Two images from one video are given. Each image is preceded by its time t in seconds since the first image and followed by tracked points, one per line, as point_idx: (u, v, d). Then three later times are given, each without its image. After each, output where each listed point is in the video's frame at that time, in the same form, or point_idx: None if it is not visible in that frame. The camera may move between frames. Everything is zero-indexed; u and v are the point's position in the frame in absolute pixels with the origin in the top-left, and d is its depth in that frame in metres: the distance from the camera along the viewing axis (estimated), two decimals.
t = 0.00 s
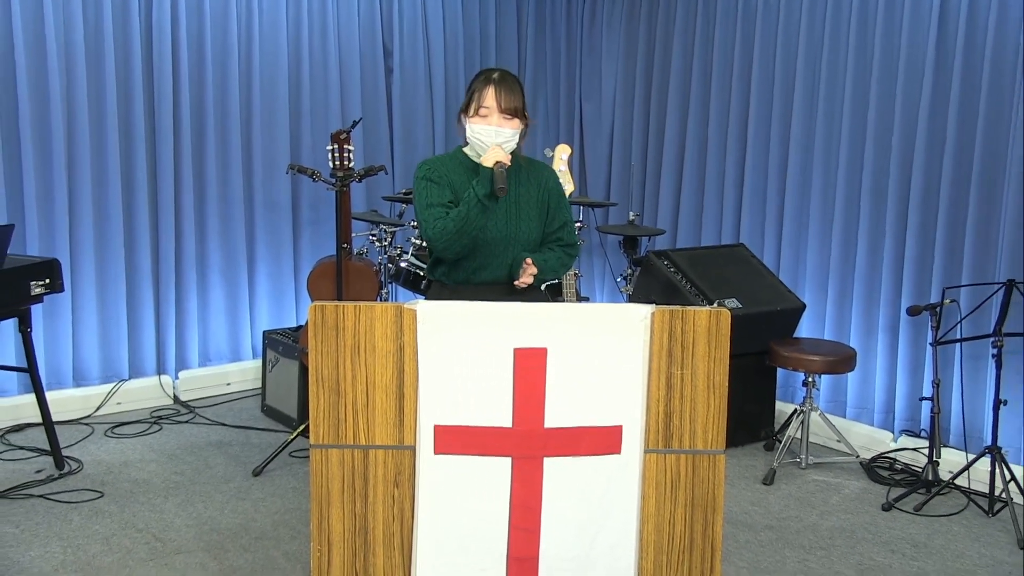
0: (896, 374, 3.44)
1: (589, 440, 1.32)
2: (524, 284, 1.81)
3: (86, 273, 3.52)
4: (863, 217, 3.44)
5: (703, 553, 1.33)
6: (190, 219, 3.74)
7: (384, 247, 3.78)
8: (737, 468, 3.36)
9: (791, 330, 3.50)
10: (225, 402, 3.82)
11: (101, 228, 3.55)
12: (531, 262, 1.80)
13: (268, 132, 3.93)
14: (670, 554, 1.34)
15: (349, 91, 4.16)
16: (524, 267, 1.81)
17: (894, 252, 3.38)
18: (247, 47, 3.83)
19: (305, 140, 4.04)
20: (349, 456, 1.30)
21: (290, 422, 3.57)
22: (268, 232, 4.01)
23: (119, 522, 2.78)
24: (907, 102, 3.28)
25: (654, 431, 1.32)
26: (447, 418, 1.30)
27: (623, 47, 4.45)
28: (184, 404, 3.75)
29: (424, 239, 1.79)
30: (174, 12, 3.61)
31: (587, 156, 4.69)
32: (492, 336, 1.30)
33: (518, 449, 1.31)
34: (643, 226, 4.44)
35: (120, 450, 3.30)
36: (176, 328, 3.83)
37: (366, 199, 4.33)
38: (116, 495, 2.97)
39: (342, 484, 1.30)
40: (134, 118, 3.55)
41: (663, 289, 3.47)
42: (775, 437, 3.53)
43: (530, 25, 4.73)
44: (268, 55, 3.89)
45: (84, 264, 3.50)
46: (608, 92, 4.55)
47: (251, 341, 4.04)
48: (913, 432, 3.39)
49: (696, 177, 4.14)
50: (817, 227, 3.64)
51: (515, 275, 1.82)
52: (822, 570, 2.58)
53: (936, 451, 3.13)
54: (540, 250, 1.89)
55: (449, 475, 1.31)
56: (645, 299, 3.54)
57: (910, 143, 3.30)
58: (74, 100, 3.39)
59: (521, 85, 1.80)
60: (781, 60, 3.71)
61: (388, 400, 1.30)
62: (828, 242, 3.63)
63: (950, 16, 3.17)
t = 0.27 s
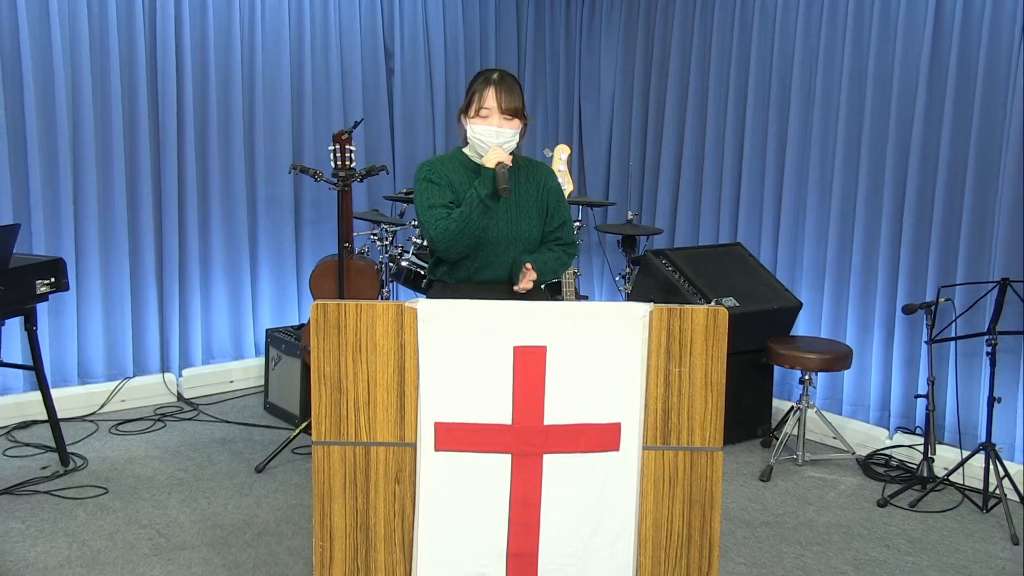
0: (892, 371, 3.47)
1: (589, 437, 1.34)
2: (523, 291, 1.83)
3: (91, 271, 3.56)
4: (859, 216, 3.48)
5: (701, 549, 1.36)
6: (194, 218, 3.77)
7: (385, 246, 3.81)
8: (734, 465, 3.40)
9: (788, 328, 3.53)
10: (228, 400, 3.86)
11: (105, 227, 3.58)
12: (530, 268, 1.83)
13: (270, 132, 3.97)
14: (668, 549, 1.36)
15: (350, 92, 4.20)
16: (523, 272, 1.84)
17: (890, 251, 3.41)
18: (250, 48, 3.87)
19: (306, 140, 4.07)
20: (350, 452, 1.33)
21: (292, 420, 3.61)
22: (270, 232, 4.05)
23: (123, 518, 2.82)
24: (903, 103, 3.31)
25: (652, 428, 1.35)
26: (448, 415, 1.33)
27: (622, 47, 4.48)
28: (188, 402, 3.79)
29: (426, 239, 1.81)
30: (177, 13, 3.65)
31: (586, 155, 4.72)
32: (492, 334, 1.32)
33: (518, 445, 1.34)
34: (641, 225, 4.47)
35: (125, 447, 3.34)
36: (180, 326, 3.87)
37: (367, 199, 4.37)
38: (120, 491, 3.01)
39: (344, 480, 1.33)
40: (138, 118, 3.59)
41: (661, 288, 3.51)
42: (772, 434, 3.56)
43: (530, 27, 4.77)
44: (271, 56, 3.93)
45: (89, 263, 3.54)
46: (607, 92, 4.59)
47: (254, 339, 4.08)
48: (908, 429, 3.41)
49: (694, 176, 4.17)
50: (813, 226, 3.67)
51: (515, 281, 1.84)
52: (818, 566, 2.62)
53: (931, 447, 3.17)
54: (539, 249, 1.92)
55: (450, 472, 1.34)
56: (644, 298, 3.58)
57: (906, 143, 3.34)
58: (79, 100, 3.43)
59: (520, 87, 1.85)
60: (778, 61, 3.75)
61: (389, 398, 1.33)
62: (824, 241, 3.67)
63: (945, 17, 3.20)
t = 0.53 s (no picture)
0: (888, 369, 3.52)
1: (587, 434, 1.37)
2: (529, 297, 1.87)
3: (96, 271, 3.59)
4: (855, 216, 3.52)
5: (699, 545, 1.38)
6: (197, 218, 3.81)
7: (386, 246, 3.85)
8: (732, 462, 3.44)
9: (785, 327, 3.57)
10: (232, 398, 3.90)
11: (109, 227, 3.62)
12: (536, 273, 1.88)
13: (273, 133, 4.00)
14: (666, 545, 1.38)
15: (352, 93, 4.23)
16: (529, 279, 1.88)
17: (886, 251, 3.45)
18: (252, 50, 3.90)
19: (309, 140, 4.11)
20: (352, 450, 1.35)
21: (294, 417, 3.65)
22: (273, 231, 4.08)
23: (128, 515, 2.86)
24: (899, 104, 3.35)
25: (650, 425, 1.37)
26: (449, 413, 1.35)
27: (621, 48, 4.52)
28: (192, 400, 3.83)
29: (433, 238, 1.82)
30: (181, 15, 3.68)
31: (585, 156, 4.76)
32: (493, 334, 1.35)
33: (519, 443, 1.36)
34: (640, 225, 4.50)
35: (129, 445, 3.37)
36: (184, 325, 3.90)
37: (369, 199, 4.40)
38: (125, 488, 3.04)
39: (346, 477, 1.35)
40: (143, 119, 3.62)
41: (660, 287, 3.55)
42: (769, 432, 3.60)
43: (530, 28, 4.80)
44: (273, 57, 3.97)
45: (94, 262, 3.58)
46: (606, 92, 4.62)
47: (256, 338, 4.12)
48: (904, 426, 3.47)
49: (692, 177, 4.21)
50: (810, 226, 3.71)
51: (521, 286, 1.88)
52: (814, 561, 2.66)
53: (926, 445, 3.21)
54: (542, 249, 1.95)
55: (451, 468, 1.36)
56: (643, 297, 3.61)
57: (902, 144, 3.37)
58: (83, 101, 3.47)
59: (522, 86, 1.86)
60: (776, 63, 3.78)
61: (390, 396, 1.35)
62: (821, 240, 3.71)
63: (941, 20, 3.23)
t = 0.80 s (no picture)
0: (884, 368, 3.56)
1: (588, 433, 1.34)
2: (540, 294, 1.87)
3: (101, 271, 3.64)
4: (852, 217, 3.56)
5: (698, 541, 1.35)
6: (201, 219, 3.85)
7: (388, 246, 3.89)
8: (730, 459, 3.47)
9: (782, 326, 3.61)
10: (235, 396, 3.94)
11: (114, 228, 3.66)
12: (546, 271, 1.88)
13: (275, 133, 4.04)
14: (666, 544, 1.35)
15: (354, 94, 4.28)
16: (541, 275, 1.88)
17: (881, 251, 3.49)
18: (256, 52, 3.94)
19: (311, 141, 4.14)
20: (352, 448, 1.32)
21: (296, 415, 3.70)
22: (276, 231, 4.12)
23: (133, 512, 2.89)
24: (895, 106, 3.39)
25: (650, 424, 1.33)
26: (447, 411, 1.32)
27: (620, 50, 4.56)
28: (195, 398, 3.87)
29: (441, 237, 1.83)
30: (186, 18, 3.72)
31: (584, 156, 4.80)
32: (493, 331, 1.31)
33: (518, 441, 1.33)
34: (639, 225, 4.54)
35: (134, 442, 3.41)
36: (188, 324, 3.94)
37: (371, 199, 4.45)
38: (130, 485, 3.08)
39: (347, 474, 1.32)
40: (147, 121, 3.66)
41: (658, 286, 3.58)
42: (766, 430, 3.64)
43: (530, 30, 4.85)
44: (277, 60, 4.01)
45: (99, 263, 3.62)
46: (605, 93, 4.66)
47: (259, 337, 4.16)
48: (900, 424, 3.51)
49: (690, 177, 4.25)
50: (807, 226, 3.75)
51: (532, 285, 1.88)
52: (812, 558, 2.69)
53: (922, 443, 3.24)
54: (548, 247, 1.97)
55: (450, 468, 1.32)
56: (642, 297, 3.65)
57: (898, 145, 3.41)
58: (89, 103, 3.51)
59: (525, 85, 1.87)
60: (773, 65, 3.82)
61: (391, 394, 1.32)
62: (818, 240, 3.75)
63: (936, 22, 3.27)
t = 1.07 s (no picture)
0: (880, 367, 3.60)
1: (587, 430, 1.37)
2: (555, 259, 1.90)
3: (106, 271, 3.67)
4: (848, 217, 3.60)
5: (695, 537, 1.39)
6: (205, 219, 3.89)
7: (389, 246, 3.93)
8: (727, 457, 3.51)
9: (779, 325, 3.65)
10: (238, 394, 3.98)
11: (119, 228, 3.70)
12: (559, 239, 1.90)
13: (279, 133, 4.08)
14: (664, 539, 1.39)
15: (356, 96, 4.32)
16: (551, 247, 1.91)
17: (878, 251, 3.53)
18: (259, 54, 3.98)
19: (313, 142, 4.18)
20: (355, 446, 1.35)
21: (299, 413, 3.74)
22: (278, 232, 4.16)
23: (137, 509, 2.93)
24: (891, 107, 3.43)
25: (649, 422, 1.37)
26: (449, 409, 1.35)
27: (619, 52, 4.60)
28: (199, 396, 3.91)
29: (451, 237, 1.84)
30: (190, 21, 3.76)
31: (584, 158, 4.84)
32: (493, 331, 1.34)
33: (519, 438, 1.36)
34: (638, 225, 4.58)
35: (138, 440, 3.45)
36: (191, 323, 3.98)
37: (372, 199, 4.49)
38: (134, 483, 3.12)
39: (350, 472, 1.36)
40: (152, 122, 3.70)
41: (657, 286, 3.62)
42: (764, 428, 3.68)
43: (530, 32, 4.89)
44: (279, 62, 4.04)
45: (104, 263, 3.66)
46: (604, 95, 4.70)
47: (262, 336, 4.20)
48: (896, 422, 3.55)
49: (689, 178, 4.29)
50: (804, 226, 3.79)
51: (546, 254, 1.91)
52: (808, 554, 2.73)
53: (918, 440, 3.28)
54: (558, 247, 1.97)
55: (452, 465, 1.36)
56: (640, 296, 3.69)
57: (894, 146, 3.45)
58: (93, 103, 3.54)
59: (532, 86, 1.87)
60: (770, 68, 3.86)
61: (393, 392, 1.35)
62: (815, 240, 3.79)
63: (932, 25, 3.31)
